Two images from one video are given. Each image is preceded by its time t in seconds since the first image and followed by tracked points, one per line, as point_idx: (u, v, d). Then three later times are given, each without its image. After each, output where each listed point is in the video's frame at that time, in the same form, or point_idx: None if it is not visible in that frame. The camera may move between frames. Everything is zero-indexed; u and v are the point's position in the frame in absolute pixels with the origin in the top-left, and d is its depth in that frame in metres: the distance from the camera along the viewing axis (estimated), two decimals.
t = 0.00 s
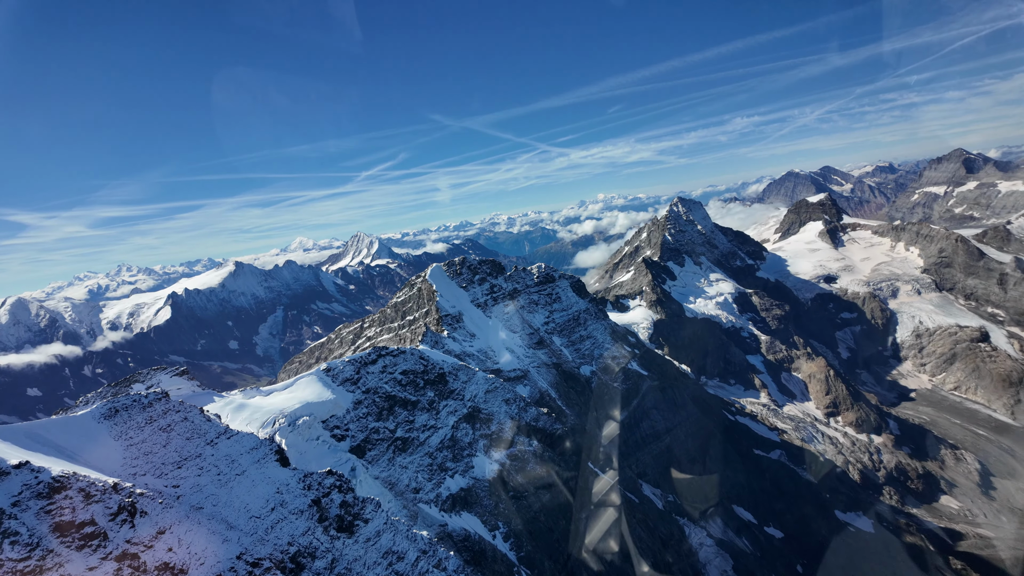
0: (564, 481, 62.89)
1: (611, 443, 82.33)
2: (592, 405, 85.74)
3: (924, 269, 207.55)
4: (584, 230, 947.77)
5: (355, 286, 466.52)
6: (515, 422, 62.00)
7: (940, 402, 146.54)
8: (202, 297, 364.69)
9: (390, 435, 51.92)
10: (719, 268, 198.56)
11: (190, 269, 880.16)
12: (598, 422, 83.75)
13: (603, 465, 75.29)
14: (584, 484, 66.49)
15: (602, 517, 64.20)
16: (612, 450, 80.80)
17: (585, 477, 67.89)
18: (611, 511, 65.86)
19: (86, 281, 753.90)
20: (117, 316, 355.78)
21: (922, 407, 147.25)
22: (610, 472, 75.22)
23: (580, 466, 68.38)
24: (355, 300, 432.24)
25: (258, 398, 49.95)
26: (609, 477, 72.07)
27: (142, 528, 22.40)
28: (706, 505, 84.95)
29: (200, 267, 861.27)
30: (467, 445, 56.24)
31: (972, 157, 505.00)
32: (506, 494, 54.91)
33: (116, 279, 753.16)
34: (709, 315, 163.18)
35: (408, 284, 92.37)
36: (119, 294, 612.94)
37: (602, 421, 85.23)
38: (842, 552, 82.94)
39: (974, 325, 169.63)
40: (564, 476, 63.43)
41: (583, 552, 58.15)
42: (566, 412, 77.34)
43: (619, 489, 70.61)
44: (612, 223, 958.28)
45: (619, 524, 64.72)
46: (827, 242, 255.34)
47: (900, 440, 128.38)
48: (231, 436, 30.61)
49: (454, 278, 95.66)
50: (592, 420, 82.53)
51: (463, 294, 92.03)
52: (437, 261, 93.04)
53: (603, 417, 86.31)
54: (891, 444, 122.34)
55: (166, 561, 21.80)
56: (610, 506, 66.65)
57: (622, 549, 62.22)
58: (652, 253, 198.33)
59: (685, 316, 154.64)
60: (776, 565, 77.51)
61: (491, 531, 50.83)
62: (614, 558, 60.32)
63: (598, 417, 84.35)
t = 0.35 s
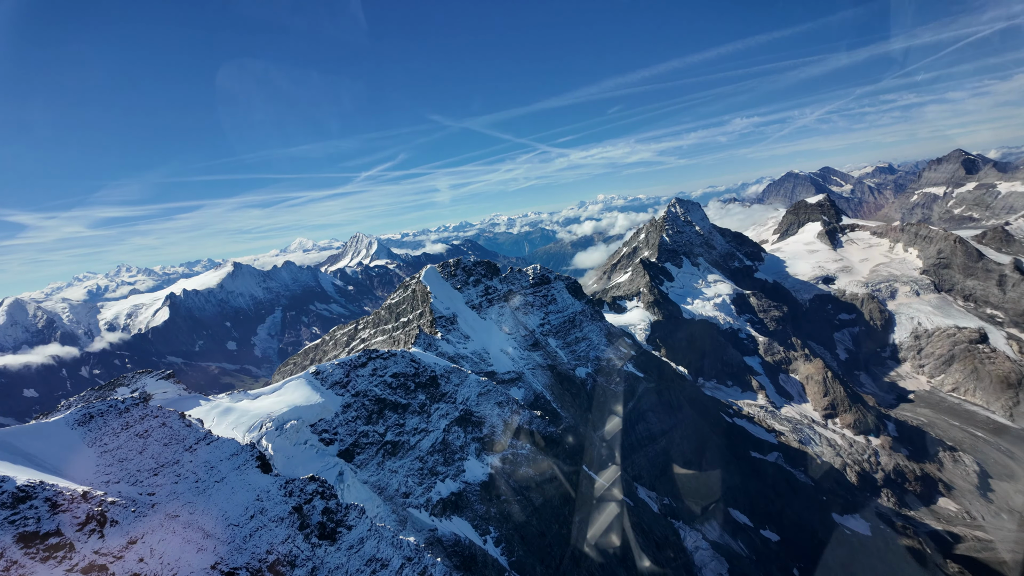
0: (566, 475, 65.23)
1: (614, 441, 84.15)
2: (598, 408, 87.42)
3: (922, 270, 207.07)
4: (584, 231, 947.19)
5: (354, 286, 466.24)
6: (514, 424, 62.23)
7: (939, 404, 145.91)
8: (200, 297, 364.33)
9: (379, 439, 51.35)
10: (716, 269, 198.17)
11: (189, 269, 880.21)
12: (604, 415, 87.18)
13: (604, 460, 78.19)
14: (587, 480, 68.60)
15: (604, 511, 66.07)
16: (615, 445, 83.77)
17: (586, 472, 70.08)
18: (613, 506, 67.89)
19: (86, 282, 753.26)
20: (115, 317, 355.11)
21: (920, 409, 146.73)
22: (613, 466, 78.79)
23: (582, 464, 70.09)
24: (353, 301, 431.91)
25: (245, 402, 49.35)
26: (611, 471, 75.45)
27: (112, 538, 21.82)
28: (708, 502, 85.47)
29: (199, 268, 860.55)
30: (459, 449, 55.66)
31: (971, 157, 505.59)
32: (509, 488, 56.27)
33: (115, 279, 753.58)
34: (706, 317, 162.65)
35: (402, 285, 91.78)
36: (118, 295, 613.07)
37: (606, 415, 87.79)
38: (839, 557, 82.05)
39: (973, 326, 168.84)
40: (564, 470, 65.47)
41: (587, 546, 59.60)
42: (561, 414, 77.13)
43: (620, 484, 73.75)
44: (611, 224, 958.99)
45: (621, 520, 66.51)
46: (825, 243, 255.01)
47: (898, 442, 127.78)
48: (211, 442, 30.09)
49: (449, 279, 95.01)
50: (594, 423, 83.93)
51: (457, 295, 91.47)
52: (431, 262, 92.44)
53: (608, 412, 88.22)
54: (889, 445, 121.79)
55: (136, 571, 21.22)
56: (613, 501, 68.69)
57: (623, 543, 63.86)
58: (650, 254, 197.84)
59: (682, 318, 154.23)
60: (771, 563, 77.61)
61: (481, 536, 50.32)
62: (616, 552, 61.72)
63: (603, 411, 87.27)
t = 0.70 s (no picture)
0: (567, 480, 66.24)
1: (615, 446, 85.12)
2: (598, 415, 87.74)
3: (921, 272, 206.64)
4: (583, 232, 947.36)
5: (352, 287, 465.99)
6: (516, 427, 63.32)
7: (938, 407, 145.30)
8: (199, 298, 363.84)
9: (368, 443, 50.80)
10: (714, 271, 197.86)
11: (189, 270, 880.70)
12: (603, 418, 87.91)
13: (607, 467, 79.57)
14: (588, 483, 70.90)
15: (606, 518, 66.79)
16: (615, 451, 84.68)
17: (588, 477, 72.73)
18: (614, 513, 68.58)
19: (85, 283, 754.01)
20: (113, 318, 354.79)
21: (919, 411, 146.12)
22: (615, 472, 80.01)
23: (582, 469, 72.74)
24: (352, 302, 431.77)
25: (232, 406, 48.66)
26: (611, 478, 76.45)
27: (80, 548, 21.34)
28: (711, 508, 84.78)
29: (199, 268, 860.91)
30: (450, 453, 55.16)
31: (971, 158, 505.48)
32: (507, 489, 56.74)
33: (115, 280, 754.24)
34: (704, 318, 162.10)
35: (396, 287, 91.24)
36: (118, 296, 612.80)
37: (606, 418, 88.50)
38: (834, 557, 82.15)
39: (971, 327, 168.27)
40: (564, 474, 66.39)
41: (587, 554, 59.58)
42: (556, 417, 76.97)
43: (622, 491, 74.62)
44: (610, 225, 958.95)
45: (623, 527, 66.75)
46: (824, 244, 254.79)
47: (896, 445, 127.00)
48: (190, 448, 29.57)
49: (443, 281, 94.50)
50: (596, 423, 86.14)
51: (452, 297, 90.97)
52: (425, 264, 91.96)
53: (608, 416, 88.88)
54: (887, 448, 121.04)
55: None
56: (615, 508, 69.63)
57: (625, 551, 63.92)
58: (648, 256, 197.38)
59: (679, 319, 153.91)
60: (767, 565, 77.69)
61: (472, 541, 49.72)
62: (618, 560, 61.82)
63: (602, 414, 88.18)
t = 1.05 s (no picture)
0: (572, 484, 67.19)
1: (621, 447, 86.00)
2: (598, 423, 87.02)
3: (919, 273, 206.40)
4: (583, 233, 947.06)
5: (351, 288, 465.45)
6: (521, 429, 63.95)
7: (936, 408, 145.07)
8: (196, 299, 363.03)
9: (357, 447, 50.23)
10: (712, 272, 197.48)
11: (188, 270, 881.15)
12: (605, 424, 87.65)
13: (613, 469, 81.78)
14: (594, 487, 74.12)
15: (612, 521, 67.59)
16: (620, 454, 85.09)
17: (593, 478, 76.15)
18: (619, 516, 69.43)
19: (84, 283, 753.12)
20: (111, 319, 353.96)
21: (917, 413, 145.68)
22: (620, 475, 81.84)
23: (587, 472, 75.91)
24: (350, 302, 431.14)
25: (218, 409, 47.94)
26: (617, 480, 78.99)
27: (45, 560, 20.85)
28: (710, 513, 84.41)
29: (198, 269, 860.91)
30: (441, 456, 54.67)
31: (970, 160, 505.96)
32: (507, 490, 57.12)
33: (114, 280, 754.56)
34: (701, 320, 161.51)
35: (390, 288, 90.70)
36: (116, 296, 611.65)
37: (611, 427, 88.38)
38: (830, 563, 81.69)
39: (969, 329, 167.73)
40: (572, 480, 68.28)
41: (593, 558, 60.46)
42: (550, 420, 76.77)
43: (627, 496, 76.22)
44: (610, 225, 958.63)
45: (627, 531, 67.65)
46: (822, 245, 254.69)
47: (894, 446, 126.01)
48: (167, 454, 29.03)
49: (437, 283, 93.88)
50: (602, 438, 85.47)
51: (445, 298, 90.41)
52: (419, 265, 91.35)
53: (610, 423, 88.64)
54: (884, 450, 120.58)
55: None
56: (619, 511, 70.77)
57: (631, 554, 64.51)
58: (645, 256, 196.76)
59: (676, 321, 153.45)
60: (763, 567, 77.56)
61: (462, 545, 49.20)
62: (624, 563, 62.42)
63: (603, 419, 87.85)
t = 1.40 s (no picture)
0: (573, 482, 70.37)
1: (623, 447, 86.60)
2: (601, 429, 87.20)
3: (917, 274, 206.10)
4: (582, 233, 947.04)
5: (350, 288, 464.96)
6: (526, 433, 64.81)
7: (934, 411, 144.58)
8: (194, 300, 362.37)
9: (345, 451, 49.73)
10: (709, 273, 197.11)
11: (187, 271, 880.13)
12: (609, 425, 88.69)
13: (615, 468, 82.77)
14: (595, 488, 75.73)
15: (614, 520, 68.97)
16: (623, 454, 85.64)
17: (595, 481, 77.31)
18: (621, 515, 70.99)
19: (83, 283, 753.44)
20: (108, 319, 353.38)
21: (914, 415, 145.22)
22: (623, 474, 82.90)
23: (590, 472, 77.87)
24: (349, 303, 430.54)
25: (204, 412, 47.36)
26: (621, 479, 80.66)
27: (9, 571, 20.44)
28: (704, 515, 83.60)
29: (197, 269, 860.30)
30: (431, 460, 54.14)
31: (969, 161, 506.34)
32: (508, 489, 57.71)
33: (113, 280, 754.08)
34: (698, 321, 161.06)
35: (384, 290, 90.21)
36: (114, 297, 610.14)
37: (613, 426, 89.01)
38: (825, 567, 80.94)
39: (967, 330, 167.28)
40: (574, 481, 71.46)
41: (596, 557, 61.74)
42: (545, 423, 76.36)
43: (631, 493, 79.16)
44: (609, 226, 959.08)
45: (631, 531, 69.03)
46: (820, 247, 254.36)
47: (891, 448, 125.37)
48: (144, 460, 28.62)
49: (431, 284, 93.34)
50: (601, 441, 85.48)
51: (439, 300, 89.90)
52: (413, 267, 90.85)
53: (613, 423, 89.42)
54: (882, 452, 120.14)
55: None
56: (622, 511, 73.05)
57: (634, 555, 65.63)
58: (643, 258, 196.27)
59: (673, 322, 152.99)
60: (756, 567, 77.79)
61: (452, 551, 48.55)
62: (626, 563, 63.46)
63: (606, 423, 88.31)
